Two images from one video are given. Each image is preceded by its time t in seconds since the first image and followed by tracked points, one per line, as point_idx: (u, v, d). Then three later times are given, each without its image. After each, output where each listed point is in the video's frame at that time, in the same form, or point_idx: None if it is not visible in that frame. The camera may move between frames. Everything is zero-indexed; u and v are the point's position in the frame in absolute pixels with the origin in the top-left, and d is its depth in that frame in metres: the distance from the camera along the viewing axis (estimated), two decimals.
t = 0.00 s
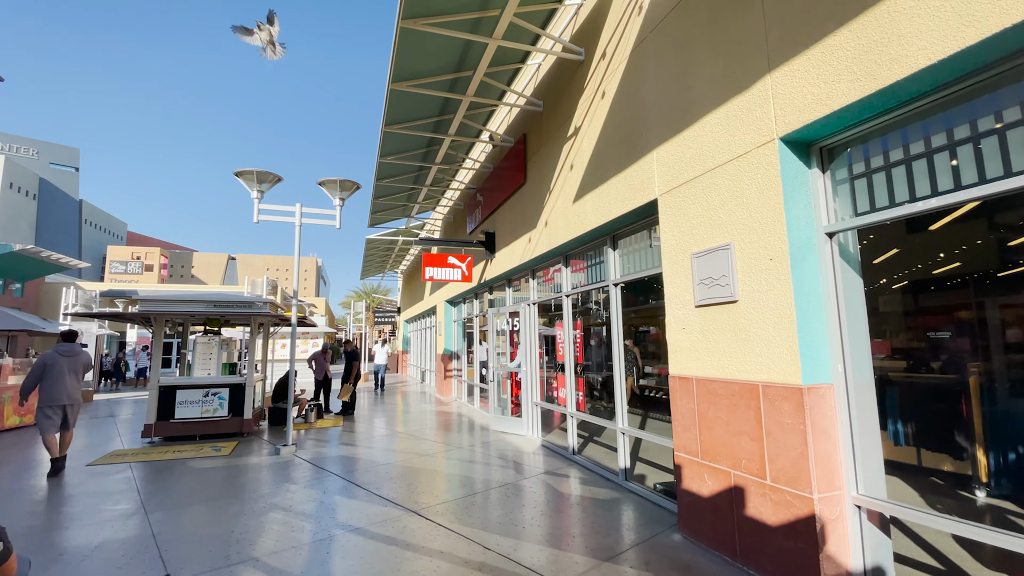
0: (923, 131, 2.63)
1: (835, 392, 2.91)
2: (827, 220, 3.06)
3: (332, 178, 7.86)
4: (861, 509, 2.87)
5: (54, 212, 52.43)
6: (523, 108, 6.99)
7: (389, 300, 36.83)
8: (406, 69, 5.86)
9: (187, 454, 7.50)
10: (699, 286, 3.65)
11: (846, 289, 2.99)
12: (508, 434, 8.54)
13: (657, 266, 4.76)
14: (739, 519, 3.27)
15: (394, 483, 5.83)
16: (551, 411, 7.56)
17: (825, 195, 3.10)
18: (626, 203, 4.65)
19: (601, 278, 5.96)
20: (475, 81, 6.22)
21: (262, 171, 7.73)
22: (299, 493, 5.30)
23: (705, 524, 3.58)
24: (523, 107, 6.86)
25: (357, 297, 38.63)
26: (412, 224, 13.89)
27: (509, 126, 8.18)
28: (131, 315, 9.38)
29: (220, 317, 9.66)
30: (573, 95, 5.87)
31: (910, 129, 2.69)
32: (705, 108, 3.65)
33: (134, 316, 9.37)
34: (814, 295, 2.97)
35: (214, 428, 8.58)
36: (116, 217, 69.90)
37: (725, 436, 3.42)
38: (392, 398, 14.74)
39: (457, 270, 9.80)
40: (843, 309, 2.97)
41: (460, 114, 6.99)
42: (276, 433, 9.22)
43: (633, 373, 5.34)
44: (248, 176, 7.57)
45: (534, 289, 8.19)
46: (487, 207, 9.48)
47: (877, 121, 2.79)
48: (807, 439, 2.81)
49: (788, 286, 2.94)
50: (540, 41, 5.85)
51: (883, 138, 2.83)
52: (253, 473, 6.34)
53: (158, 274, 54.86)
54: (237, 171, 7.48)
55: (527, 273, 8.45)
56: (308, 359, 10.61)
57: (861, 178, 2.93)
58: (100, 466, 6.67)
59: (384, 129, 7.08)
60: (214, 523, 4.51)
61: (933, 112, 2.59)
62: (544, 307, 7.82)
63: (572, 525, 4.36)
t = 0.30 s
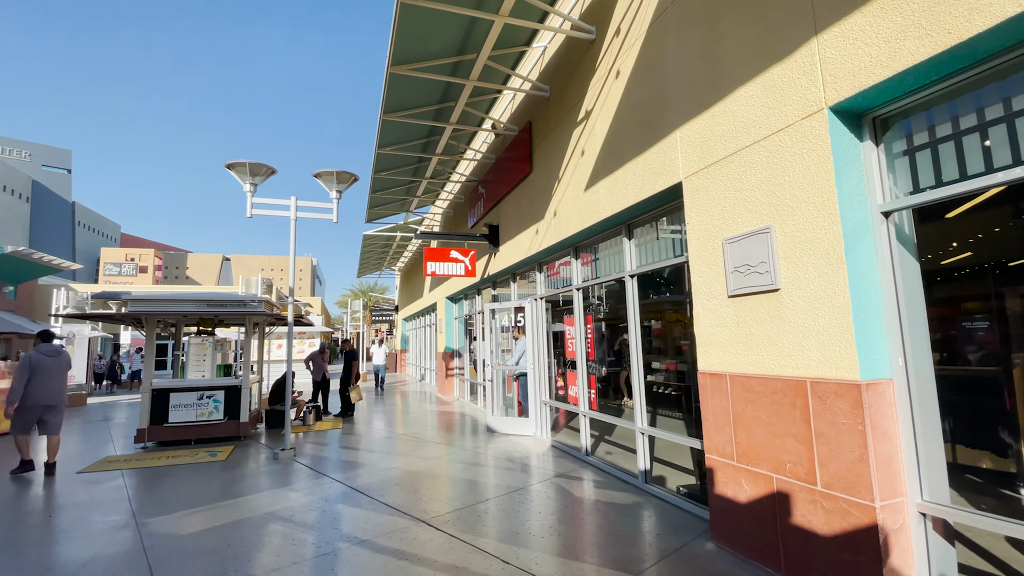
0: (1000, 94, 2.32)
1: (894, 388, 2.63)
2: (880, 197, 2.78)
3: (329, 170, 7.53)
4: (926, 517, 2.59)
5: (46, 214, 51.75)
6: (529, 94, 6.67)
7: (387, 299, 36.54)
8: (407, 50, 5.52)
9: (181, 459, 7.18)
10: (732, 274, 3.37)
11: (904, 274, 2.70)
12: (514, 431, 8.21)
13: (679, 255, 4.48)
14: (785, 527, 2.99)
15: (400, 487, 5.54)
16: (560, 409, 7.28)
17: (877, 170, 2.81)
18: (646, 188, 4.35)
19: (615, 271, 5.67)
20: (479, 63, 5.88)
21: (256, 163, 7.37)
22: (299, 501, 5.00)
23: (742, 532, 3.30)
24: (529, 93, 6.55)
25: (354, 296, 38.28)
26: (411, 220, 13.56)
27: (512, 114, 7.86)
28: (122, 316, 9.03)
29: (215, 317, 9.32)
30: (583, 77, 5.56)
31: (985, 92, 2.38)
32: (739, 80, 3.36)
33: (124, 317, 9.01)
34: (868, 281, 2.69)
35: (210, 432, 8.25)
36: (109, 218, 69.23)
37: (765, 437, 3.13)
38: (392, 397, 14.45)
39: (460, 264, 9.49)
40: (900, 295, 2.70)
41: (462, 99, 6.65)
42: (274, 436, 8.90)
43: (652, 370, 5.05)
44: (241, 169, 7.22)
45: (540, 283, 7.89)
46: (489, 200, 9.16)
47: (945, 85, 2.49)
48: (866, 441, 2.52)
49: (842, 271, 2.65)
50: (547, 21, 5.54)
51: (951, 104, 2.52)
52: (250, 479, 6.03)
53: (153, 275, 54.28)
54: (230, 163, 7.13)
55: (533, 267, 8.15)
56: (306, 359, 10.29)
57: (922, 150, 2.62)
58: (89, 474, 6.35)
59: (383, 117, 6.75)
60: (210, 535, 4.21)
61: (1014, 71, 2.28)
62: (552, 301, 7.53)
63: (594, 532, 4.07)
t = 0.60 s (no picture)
0: None
1: (961, 388, 2.36)
2: (942, 176, 2.51)
3: (324, 161, 7.19)
4: (999, 533, 2.34)
5: (38, 214, 51.03)
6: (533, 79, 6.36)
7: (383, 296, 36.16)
8: (405, 32, 5.19)
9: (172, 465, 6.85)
10: (767, 264, 3.09)
11: (968, 261, 2.43)
12: (516, 432, 7.92)
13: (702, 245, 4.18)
14: (833, 541, 2.73)
15: (403, 493, 5.27)
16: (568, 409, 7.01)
17: (937, 146, 2.54)
18: (665, 173, 4.06)
19: (626, 264, 5.38)
20: (481, 46, 5.56)
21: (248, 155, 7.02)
22: (297, 510, 4.72)
23: (781, 546, 3.04)
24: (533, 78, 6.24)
25: (350, 294, 37.88)
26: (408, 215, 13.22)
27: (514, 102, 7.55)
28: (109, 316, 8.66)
29: (206, 316, 8.98)
30: (592, 59, 5.25)
31: None
32: (776, 50, 3.06)
33: (112, 317, 8.65)
34: (930, 268, 2.42)
35: (202, 436, 7.93)
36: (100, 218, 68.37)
37: (808, 441, 2.87)
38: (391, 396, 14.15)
39: (461, 260, 9.18)
40: (965, 284, 2.43)
41: (463, 86, 6.33)
42: (270, 439, 8.59)
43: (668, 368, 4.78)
44: (232, 161, 6.86)
45: (546, 278, 7.60)
46: (490, 193, 8.86)
47: None
48: (934, 447, 2.26)
49: (903, 258, 2.38)
50: None
51: None
52: (245, 486, 5.72)
53: (147, 275, 53.62)
54: (219, 155, 6.78)
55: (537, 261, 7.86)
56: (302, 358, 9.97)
57: (992, 121, 2.34)
58: (74, 482, 6.01)
59: (380, 105, 6.42)
60: (200, 549, 3.90)
61: None
62: (558, 297, 7.24)
63: (615, 542, 3.79)
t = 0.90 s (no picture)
0: None
1: None
2: None
3: (324, 149, 6.88)
4: None
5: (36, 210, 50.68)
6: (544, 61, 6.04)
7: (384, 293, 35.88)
8: (410, 8, 4.87)
9: (166, 466, 6.57)
10: (815, 250, 2.81)
11: None
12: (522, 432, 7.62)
13: (733, 231, 3.86)
14: (895, 559, 2.44)
15: (408, 497, 4.99)
16: (578, 408, 6.76)
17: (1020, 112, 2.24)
18: (694, 154, 3.75)
19: (644, 254, 5.09)
20: (491, 25, 5.24)
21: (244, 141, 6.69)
22: (296, 516, 4.44)
23: (830, 561, 2.75)
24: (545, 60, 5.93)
25: (350, 291, 37.62)
26: (411, 208, 12.91)
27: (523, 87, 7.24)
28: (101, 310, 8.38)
29: (202, 311, 8.69)
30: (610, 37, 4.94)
31: None
32: (828, 10, 2.75)
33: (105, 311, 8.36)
34: (1015, 251, 2.13)
35: (198, 436, 7.65)
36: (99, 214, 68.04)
37: (864, 446, 2.57)
38: (393, 394, 13.87)
39: (466, 252, 8.88)
40: None
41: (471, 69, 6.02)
42: (269, 438, 8.30)
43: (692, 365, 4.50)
44: (227, 147, 6.54)
45: (556, 271, 7.29)
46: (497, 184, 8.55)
47: None
48: None
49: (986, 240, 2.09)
50: None
51: None
52: (242, 490, 5.43)
53: (146, 272, 53.32)
54: (214, 140, 6.47)
55: (546, 254, 7.55)
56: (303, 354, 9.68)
57: None
58: (62, 485, 5.73)
59: (383, 89, 6.12)
60: (191, 560, 3.61)
61: None
62: (569, 291, 6.94)
63: (640, 554, 3.50)
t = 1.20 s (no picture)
0: None
1: None
2: None
3: (334, 139, 6.62)
4: None
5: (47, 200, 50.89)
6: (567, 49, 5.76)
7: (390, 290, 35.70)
8: None
9: (164, 465, 6.34)
10: (883, 250, 2.51)
11: None
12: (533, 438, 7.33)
13: (776, 230, 3.54)
14: None
15: (415, 505, 4.72)
16: (592, 414, 6.51)
17: None
18: (737, 145, 3.44)
19: (671, 254, 4.78)
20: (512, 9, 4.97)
21: (252, 128, 6.45)
22: (297, 523, 4.19)
23: None
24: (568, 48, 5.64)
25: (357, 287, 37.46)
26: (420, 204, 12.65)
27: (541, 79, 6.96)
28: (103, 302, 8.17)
29: (206, 304, 8.47)
30: (639, 21, 4.65)
31: None
32: None
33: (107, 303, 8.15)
34: None
35: (198, 433, 7.42)
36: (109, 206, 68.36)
37: (937, 473, 2.27)
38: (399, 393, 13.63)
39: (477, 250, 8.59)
40: None
41: (489, 56, 5.74)
42: (271, 437, 8.06)
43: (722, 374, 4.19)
44: (235, 134, 6.30)
45: (572, 270, 6.99)
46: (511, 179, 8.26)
47: None
48: None
49: None
50: None
51: None
52: (240, 492, 5.19)
53: (154, 264, 53.43)
54: (221, 127, 6.23)
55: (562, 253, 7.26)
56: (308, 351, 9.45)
57: None
58: (55, 483, 5.51)
59: (397, 76, 5.85)
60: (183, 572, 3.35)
61: None
62: (586, 291, 6.64)
63: None
